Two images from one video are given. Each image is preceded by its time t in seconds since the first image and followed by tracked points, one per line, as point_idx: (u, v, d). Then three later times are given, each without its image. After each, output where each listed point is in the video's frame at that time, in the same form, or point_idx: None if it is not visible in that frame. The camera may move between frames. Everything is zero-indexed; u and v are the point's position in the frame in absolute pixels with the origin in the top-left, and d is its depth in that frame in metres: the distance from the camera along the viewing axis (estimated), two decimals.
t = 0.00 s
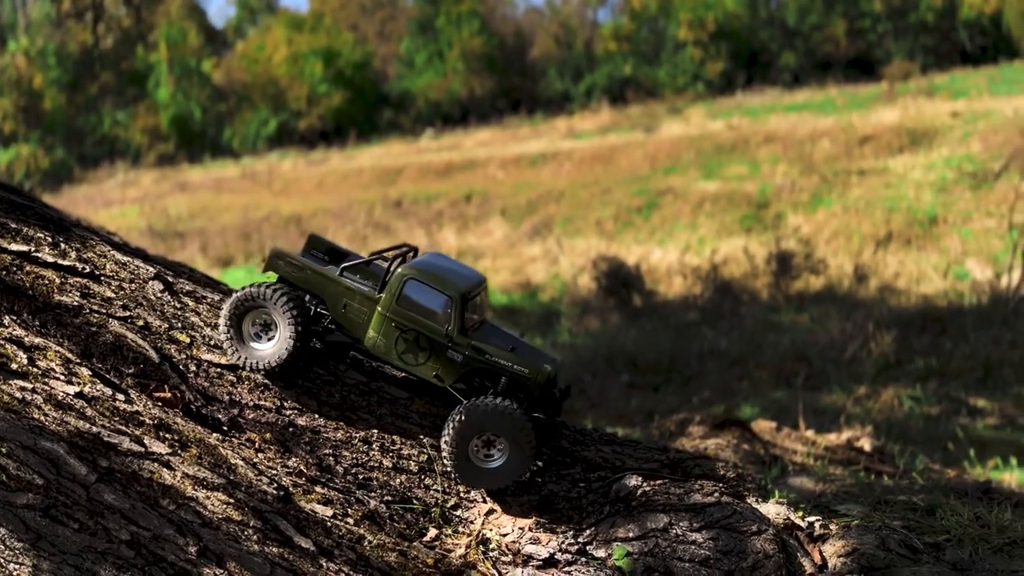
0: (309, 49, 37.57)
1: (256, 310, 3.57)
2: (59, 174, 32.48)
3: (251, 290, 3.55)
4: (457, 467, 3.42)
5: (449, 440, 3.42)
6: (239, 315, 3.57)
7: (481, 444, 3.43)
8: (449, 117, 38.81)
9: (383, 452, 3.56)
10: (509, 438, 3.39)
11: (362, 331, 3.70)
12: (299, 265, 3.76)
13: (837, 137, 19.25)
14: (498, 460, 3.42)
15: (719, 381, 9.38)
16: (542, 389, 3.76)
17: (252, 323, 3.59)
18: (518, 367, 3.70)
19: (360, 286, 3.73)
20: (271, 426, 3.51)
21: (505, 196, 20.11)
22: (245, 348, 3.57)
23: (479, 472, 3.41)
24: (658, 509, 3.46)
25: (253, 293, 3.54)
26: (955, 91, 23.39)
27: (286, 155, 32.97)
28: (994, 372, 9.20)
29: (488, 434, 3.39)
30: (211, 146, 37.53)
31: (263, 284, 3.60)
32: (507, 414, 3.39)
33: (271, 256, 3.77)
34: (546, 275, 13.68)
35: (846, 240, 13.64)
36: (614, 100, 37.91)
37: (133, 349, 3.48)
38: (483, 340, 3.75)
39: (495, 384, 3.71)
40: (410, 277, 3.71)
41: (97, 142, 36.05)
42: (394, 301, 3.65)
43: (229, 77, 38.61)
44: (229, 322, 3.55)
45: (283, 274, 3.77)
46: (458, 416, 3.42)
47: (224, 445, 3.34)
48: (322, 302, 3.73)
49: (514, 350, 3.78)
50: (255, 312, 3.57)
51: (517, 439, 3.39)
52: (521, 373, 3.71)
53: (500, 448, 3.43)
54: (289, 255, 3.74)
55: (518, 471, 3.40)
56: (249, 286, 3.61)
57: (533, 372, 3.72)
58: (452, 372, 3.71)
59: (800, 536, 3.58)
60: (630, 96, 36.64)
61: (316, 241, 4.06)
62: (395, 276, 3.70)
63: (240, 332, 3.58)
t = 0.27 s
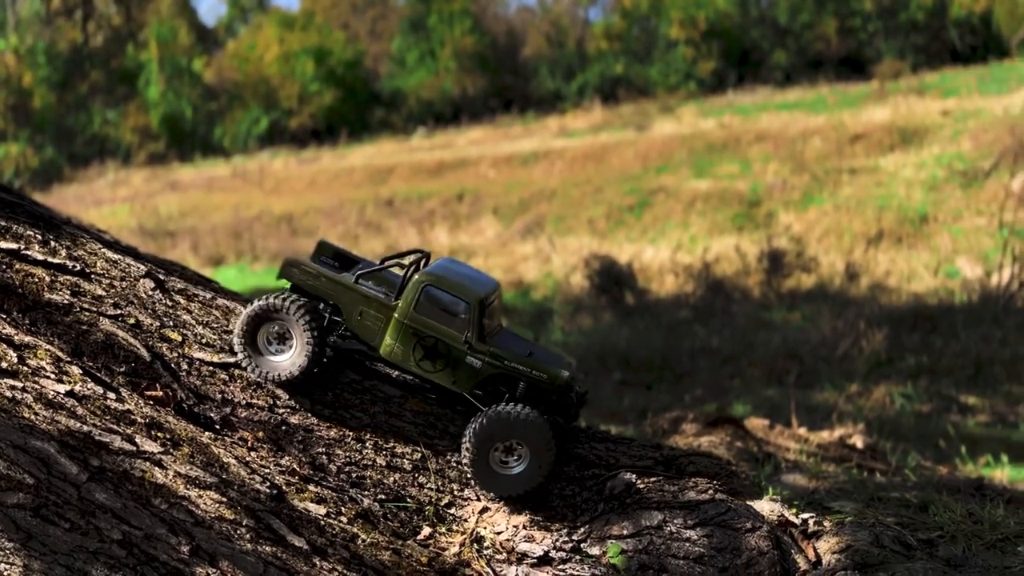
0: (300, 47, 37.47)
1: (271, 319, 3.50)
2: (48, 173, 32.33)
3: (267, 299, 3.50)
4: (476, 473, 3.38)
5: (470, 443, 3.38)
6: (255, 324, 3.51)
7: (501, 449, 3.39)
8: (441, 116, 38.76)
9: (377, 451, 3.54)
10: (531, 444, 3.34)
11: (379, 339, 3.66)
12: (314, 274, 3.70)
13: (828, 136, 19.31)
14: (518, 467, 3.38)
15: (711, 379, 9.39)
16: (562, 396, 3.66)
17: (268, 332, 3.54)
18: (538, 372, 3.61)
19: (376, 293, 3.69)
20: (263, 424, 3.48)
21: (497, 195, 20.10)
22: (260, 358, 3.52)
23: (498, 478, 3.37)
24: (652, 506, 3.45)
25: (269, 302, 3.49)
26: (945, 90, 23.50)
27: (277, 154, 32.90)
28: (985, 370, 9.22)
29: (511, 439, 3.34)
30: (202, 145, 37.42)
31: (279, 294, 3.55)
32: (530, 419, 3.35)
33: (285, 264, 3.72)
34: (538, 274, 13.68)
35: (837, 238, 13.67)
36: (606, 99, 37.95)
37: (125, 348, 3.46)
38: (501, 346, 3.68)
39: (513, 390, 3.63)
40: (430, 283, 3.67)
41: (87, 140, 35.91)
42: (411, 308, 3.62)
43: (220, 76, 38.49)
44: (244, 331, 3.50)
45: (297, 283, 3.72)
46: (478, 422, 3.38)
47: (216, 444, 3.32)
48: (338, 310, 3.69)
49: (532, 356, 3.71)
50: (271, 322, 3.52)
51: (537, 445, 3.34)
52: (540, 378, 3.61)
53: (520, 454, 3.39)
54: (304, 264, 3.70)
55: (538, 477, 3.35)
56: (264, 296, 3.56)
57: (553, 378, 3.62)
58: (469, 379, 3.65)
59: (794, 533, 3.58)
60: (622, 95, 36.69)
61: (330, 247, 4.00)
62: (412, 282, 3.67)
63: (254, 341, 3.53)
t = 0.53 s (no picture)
0: (290, 45, 37.35)
1: (285, 334, 3.49)
2: (36, 172, 32.21)
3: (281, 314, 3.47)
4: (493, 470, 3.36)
5: (489, 442, 3.36)
6: (267, 341, 3.49)
7: (524, 450, 3.38)
8: (432, 114, 38.66)
9: (365, 449, 3.53)
10: (556, 446, 3.35)
11: (391, 348, 3.64)
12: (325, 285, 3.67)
13: (818, 134, 19.37)
14: (540, 466, 3.38)
15: (702, 377, 9.41)
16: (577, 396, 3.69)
17: (281, 348, 3.52)
18: (554, 375, 3.63)
19: (388, 301, 3.67)
20: (251, 423, 3.46)
21: (488, 193, 20.09)
22: (274, 374, 3.49)
23: (517, 479, 3.36)
24: (642, 504, 3.45)
25: (284, 317, 3.46)
26: (934, 89, 23.58)
27: (267, 153, 32.81)
28: (973, 367, 9.24)
29: (533, 441, 3.34)
30: (192, 143, 37.30)
31: (291, 309, 3.52)
32: (561, 427, 3.36)
33: (294, 276, 3.68)
34: (529, 272, 13.68)
35: (827, 236, 13.71)
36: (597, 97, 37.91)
37: (111, 347, 3.43)
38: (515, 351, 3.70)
39: (529, 394, 3.64)
40: (442, 291, 3.66)
41: (76, 139, 35.78)
42: (424, 316, 3.61)
43: (210, 74, 38.36)
44: (258, 349, 3.48)
45: (306, 295, 3.69)
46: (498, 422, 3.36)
47: (204, 444, 3.29)
48: (350, 320, 3.67)
49: (546, 360, 3.73)
50: (285, 337, 3.50)
51: (559, 446, 3.35)
52: (555, 381, 3.63)
53: (541, 455, 3.38)
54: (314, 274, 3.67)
55: (558, 479, 3.36)
56: (277, 311, 3.53)
57: (568, 379, 3.64)
58: (484, 385, 3.65)
59: (783, 530, 3.58)
60: (612, 94, 36.68)
61: (334, 258, 3.97)
62: (425, 291, 3.66)
63: (268, 360, 3.51)
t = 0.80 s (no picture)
0: (279, 43, 37.16)
1: (298, 357, 3.43)
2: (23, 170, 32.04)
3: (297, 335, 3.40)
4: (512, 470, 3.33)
5: (512, 446, 3.32)
6: (278, 364, 3.45)
7: (544, 453, 3.36)
8: (421, 113, 38.63)
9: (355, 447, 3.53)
10: (576, 452, 3.32)
11: (405, 361, 3.61)
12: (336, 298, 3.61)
13: (806, 132, 19.45)
14: (562, 467, 3.35)
15: (692, 374, 9.44)
16: (591, 398, 3.75)
17: (294, 368, 3.48)
18: (570, 379, 3.70)
19: (400, 313, 3.63)
20: (241, 421, 3.44)
21: (477, 191, 20.08)
22: (289, 393, 3.48)
23: (539, 479, 3.34)
24: (632, 501, 3.46)
25: (299, 338, 3.39)
26: (921, 88, 23.72)
27: (256, 151, 32.70)
28: (960, 364, 9.28)
29: (556, 444, 3.31)
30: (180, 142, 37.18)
31: (304, 328, 3.45)
32: (578, 430, 3.31)
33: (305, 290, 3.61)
34: (519, 270, 13.69)
35: (816, 234, 13.76)
36: (586, 96, 37.96)
37: (98, 345, 3.40)
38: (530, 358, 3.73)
39: (545, 398, 3.69)
40: (458, 300, 3.62)
41: (62, 137, 35.62)
42: (440, 327, 3.58)
43: (197, 72, 38.20)
44: (271, 371, 3.44)
45: (317, 307, 3.62)
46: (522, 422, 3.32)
47: (192, 441, 3.27)
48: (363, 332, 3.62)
49: (560, 364, 3.77)
50: (299, 358, 3.44)
51: (579, 449, 3.32)
52: (572, 386, 3.71)
53: (562, 457, 3.36)
54: (326, 287, 3.61)
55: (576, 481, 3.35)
56: (286, 332, 3.44)
57: (585, 383, 3.73)
58: (500, 394, 3.66)
59: (773, 525, 3.59)
60: (602, 92, 36.74)
61: (339, 262, 3.86)
62: (439, 301, 3.61)
63: (283, 385, 3.48)
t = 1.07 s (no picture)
0: (265, 41, 36.73)
1: (304, 358, 3.46)
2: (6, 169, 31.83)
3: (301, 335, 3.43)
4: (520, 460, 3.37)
5: (521, 437, 3.36)
6: (284, 367, 3.48)
7: (553, 444, 3.41)
8: (408, 111, 38.57)
9: (336, 445, 3.52)
10: (584, 444, 3.39)
11: (410, 360, 3.60)
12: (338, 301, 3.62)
13: (792, 132, 19.53)
14: (570, 460, 3.41)
15: (676, 372, 9.48)
16: (594, 391, 3.76)
17: (299, 371, 3.50)
18: (576, 374, 3.70)
19: (403, 313, 3.64)
20: (221, 419, 3.43)
21: (464, 190, 20.07)
22: (293, 394, 3.49)
23: (547, 472, 3.39)
24: (613, 497, 3.47)
25: (303, 339, 3.43)
26: (906, 87, 23.88)
27: (242, 150, 32.58)
28: (943, 362, 9.32)
29: (563, 436, 3.37)
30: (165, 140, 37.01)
31: (308, 329, 3.47)
32: (588, 422, 3.39)
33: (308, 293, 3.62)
34: (506, 269, 13.70)
35: (800, 233, 13.83)
36: (573, 95, 37.97)
37: (76, 343, 3.38)
38: (535, 354, 3.73)
39: (551, 394, 3.68)
40: (461, 299, 3.63)
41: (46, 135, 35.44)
42: (444, 326, 3.59)
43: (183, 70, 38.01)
44: (276, 374, 3.47)
45: (319, 311, 3.64)
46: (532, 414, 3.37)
47: (171, 439, 3.25)
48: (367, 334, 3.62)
49: (564, 360, 3.78)
50: (303, 359, 3.47)
51: (586, 441, 3.39)
52: (578, 380, 3.71)
53: (570, 450, 3.42)
54: (328, 289, 3.62)
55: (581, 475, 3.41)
56: (290, 334, 3.48)
57: (590, 377, 3.73)
58: (506, 391, 3.66)
59: (753, 521, 3.60)
60: (589, 91, 36.76)
61: (337, 269, 3.92)
62: (442, 300, 3.63)
63: (289, 388, 3.49)
